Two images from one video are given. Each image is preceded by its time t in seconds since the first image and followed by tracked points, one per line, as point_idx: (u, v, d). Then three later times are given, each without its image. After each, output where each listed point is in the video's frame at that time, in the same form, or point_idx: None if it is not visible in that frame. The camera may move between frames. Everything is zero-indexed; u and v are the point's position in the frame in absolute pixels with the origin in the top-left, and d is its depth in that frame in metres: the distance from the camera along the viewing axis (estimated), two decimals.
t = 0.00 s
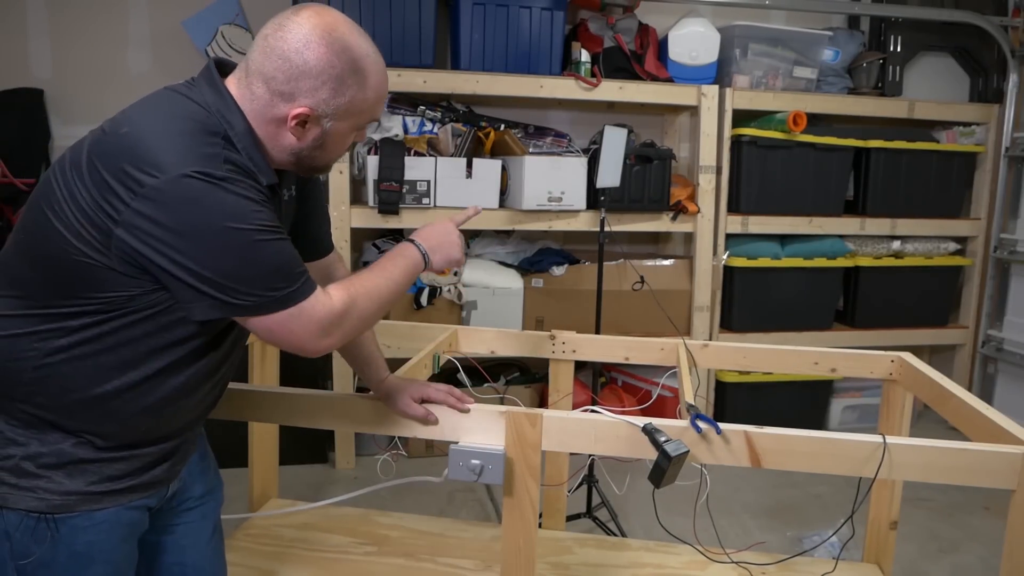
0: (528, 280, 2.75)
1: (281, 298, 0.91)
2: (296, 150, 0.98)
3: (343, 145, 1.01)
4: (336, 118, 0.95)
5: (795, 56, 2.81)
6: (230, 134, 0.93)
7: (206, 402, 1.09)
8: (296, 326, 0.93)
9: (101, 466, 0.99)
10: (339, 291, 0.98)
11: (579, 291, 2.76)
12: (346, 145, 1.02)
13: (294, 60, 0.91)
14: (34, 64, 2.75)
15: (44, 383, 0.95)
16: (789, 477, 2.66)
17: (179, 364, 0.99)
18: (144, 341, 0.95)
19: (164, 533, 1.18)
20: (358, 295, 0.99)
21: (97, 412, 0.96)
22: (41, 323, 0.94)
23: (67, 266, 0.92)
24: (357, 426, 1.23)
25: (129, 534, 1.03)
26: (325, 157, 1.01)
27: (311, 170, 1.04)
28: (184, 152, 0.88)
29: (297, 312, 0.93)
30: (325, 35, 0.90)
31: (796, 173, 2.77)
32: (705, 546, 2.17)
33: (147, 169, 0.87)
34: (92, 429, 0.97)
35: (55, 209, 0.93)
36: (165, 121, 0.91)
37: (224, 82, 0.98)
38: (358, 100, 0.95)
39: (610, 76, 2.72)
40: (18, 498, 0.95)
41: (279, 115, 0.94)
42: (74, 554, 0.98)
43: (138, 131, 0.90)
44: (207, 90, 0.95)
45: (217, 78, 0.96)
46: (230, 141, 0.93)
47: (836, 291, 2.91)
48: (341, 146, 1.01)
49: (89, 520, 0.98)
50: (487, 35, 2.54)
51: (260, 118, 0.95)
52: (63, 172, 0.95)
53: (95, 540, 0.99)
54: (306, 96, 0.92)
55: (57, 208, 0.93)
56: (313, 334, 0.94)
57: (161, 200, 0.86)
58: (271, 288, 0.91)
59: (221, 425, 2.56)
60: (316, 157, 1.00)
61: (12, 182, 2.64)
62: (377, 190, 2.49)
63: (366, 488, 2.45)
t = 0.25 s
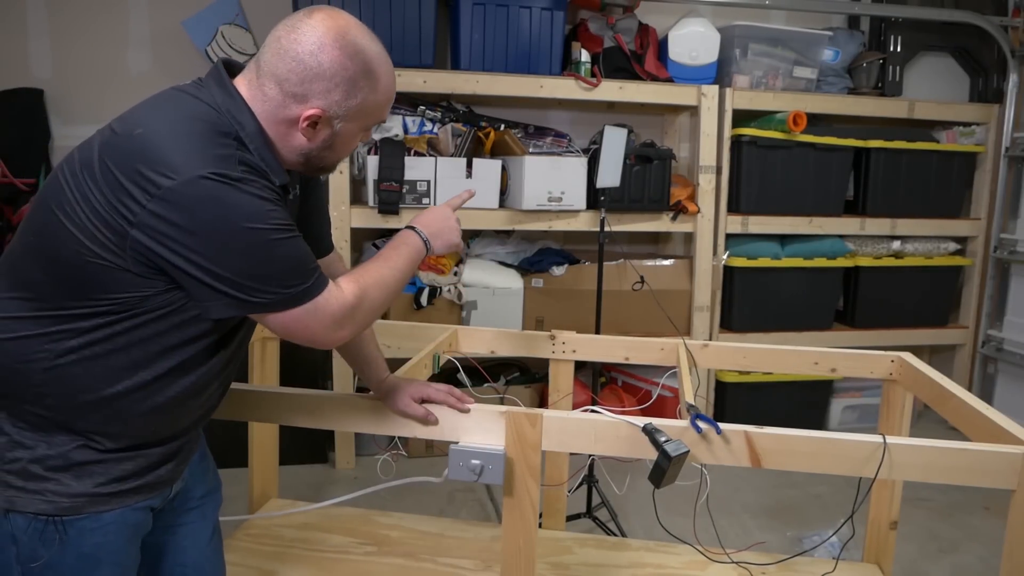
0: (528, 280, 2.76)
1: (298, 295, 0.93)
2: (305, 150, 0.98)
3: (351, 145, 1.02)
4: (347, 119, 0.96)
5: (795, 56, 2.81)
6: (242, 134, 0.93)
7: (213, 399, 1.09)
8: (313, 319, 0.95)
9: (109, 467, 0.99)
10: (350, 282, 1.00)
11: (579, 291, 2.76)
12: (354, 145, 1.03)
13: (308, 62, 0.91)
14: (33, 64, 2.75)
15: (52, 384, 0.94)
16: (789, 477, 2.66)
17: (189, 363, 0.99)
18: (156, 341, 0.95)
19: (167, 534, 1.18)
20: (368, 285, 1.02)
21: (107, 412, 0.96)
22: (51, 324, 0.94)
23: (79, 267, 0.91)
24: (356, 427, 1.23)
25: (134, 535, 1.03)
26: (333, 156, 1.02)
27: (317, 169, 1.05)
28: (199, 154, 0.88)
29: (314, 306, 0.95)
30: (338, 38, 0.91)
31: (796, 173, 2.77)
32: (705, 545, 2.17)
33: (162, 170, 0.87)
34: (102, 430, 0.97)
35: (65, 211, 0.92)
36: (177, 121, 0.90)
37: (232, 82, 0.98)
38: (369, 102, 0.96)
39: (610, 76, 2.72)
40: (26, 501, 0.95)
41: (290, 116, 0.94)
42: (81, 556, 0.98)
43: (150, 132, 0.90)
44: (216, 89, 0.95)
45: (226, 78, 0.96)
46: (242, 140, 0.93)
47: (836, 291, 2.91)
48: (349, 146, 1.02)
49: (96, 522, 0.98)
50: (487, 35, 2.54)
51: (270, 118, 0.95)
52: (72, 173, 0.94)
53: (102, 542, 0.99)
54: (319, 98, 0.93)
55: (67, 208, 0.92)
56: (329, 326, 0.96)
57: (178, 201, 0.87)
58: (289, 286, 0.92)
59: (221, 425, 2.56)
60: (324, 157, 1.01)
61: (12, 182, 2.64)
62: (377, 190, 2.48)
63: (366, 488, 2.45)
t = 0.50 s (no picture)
0: (528, 280, 2.76)
1: (312, 292, 0.94)
2: (311, 151, 0.99)
3: (356, 146, 1.02)
4: (353, 121, 0.97)
5: (795, 56, 2.81)
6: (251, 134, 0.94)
7: (219, 397, 1.10)
8: (324, 315, 0.96)
9: (116, 468, 0.99)
10: (359, 277, 1.01)
11: (579, 291, 2.76)
12: (358, 146, 1.04)
13: (316, 65, 0.91)
14: (34, 64, 2.75)
15: (60, 385, 0.94)
16: (789, 477, 2.66)
17: (198, 362, 1.00)
18: (166, 341, 0.96)
19: (169, 536, 1.18)
20: (376, 279, 1.03)
21: (116, 412, 0.96)
22: (60, 326, 0.93)
23: (89, 269, 0.91)
24: (356, 427, 1.23)
25: (139, 536, 1.03)
26: (338, 157, 1.03)
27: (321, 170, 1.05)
28: (211, 155, 0.89)
29: (326, 302, 0.96)
30: (347, 41, 0.92)
31: (796, 173, 2.77)
32: (705, 545, 2.17)
33: (174, 172, 0.87)
34: (111, 430, 0.97)
35: (73, 213, 0.92)
36: (187, 122, 0.90)
37: (238, 81, 0.98)
38: (375, 104, 0.97)
39: (610, 76, 2.72)
40: (33, 503, 0.95)
41: (297, 118, 0.95)
42: (87, 558, 0.98)
43: (161, 133, 0.89)
44: (224, 88, 0.95)
45: (233, 77, 0.96)
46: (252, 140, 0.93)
47: (836, 291, 2.91)
48: (353, 147, 1.03)
49: (102, 524, 0.98)
50: (487, 35, 2.54)
51: (277, 120, 0.95)
52: (79, 174, 0.93)
53: (108, 543, 0.99)
54: (327, 100, 0.93)
55: (75, 209, 0.92)
56: (341, 321, 0.98)
57: (191, 203, 0.87)
58: (303, 284, 0.93)
59: (221, 425, 2.56)
60: (329, 158, 1.02)
61: (12, 182, 2.64)
62: (377, 190, 2.48)
63: (367, 488, 2.45)
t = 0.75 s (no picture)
0: (528, 280, 2.76)
1: (319, 289, 0.95)
2: (315, 151, 0.99)
3: (360, 146, 1.03)
4: (358, 120, 0.97)
5: (795, 56, 2.81)
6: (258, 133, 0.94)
7: (224, 396, 1.10)
8: (333, 314, 0.98)
9: (120, 468, 0.99)
10: (365, 274, 1.03)
11: (579, 291, 2.76)
12: (361, 146, 1.04)
13: (321, 64, 0.92)
14: (34, 64, 2.75)
15: (66, 386, 0.94)
16: (789, 477, 2.66)
17: (204, 361, 1.00)
18: (172, 340, 0.96)
19: (170, 536, 1.18)
20: (382, 276, 1.05)
21: (121, 413, 0.96)
22: (67, 327, 0.93)
23: (97, 269, 0.91)
24: (357, 426, 1.23)
25: (142, 537, 1.03)
26: (342, 157, 1.03)
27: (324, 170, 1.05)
28: (220, 154, 0.89)
29: (333, 299, 0.97)
30: (353, 41, 0.92)
31: (796, 173, 2.77)
32: (705, 545, 2.17)
33: (182, 172, 0.88)
34: (117, 430, 0.97)
35: (80, 211, 0.92)
36: (194, 121, 0.90)
37: (242, 79, 0.98)
38: (380, 104, 0.97)
39: (610, 76, 2.72)
40: (36, 505, 0.94)
41: (301, 117, 0.95)
42: (91, 559, 0.98)
43: (169, 133, 0.90)
44: (229, 86, 0.95)
45: (237, 76, 0.96)
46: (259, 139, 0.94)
47: (837, 291, 2.91)
48: (357, 147, 1.03)
49: (105, 525, 0.98)
50: (487, 35, 2.54)
51: (281, 119, 0.95)
52: (87, 171, 0.93)
53: (112, 545, 0.99)
54: (332, 99, 0.93)
55: (82, 209, 0.92)
56: (348, 318, 0.99)
57: (200, 203, 0.87)
58: (311, 282, 0.94)
59: (222, 426, 2.56)
60: (332, 158, 1.02)
61: (12, 182, 2.64)
62: (377, 190, 2.48)
63: (366, 489, 2.45)
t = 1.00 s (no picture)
0: (528, 280, 2.76)
1: (319, 291, 0.95)
2: (317, 150, 0.99)
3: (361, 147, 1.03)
4: (359, 119, 0.97)
5: (795, 56, 2.81)
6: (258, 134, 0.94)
7: (225, 397, 1.10)
8: (333, 314, 0.98)
9: (121, 468, 0.99)
10: (365, 277, 1.03)
11: (579, 291, 2.76)
12: (362, 147, 1.04)
13: (325, 62, 0.92)
14: (33, 64, 2.75)
15: (66, 387, 0.94)
16: (790, 477, 2.66)
17: (205, 361, 1.00)
18: (172, 340, 0.96)
19: (171, 536, 1.18)
20: (381, 280, 1.05)
21: (122, 413, 0.96)
22: (67, 328, 0.93)
23: (97, 270, 0.91)
24: (357, 426, 1.23)
25: (142, 537, 1.03)
26: (343, 157, 1.03)
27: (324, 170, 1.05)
28: (221, 155, 0.89)
29: (333, 299, 0.97)
30: (357, 39, 0.92)
31: (796, 173, 2.77)
32: (705, 545, 2.17)
33: (183, 173, 0.88)
34: (117, 430, 0.97)
35: (80, 211, 0.92)
36: (194, 122, 0.90)
37: (243, 79, 0.98)
38: (382, 104, 0.97)
39: (610, 76, 2.72)
40: (36, 505, 0.95)
41: (304, 116, 0.95)
42: (90, 560, 0.98)
43: (170, 134, 0.90)
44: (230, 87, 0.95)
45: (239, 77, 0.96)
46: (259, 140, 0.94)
47: (837, 291, 2.91)
48: (358, 148, 1.03)
49: (105, 526, 0.98)
50: (487, 35, 2.54)
51: (283, 117, 0.95)
52: (88, 171, 0.93)
53: (112, 545, 0.99)
54: (335, 97, 0.93)
55: (82, 210, 0.92)
56: (348, 319, 0.99)
57: (200, 204, 0.87)
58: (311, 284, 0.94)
59: (222, 426, 2.56)
60: (333, 158, 1.02)
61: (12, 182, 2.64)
62: (377, 190, 2.48)
63: (366, 489, 2.45)
